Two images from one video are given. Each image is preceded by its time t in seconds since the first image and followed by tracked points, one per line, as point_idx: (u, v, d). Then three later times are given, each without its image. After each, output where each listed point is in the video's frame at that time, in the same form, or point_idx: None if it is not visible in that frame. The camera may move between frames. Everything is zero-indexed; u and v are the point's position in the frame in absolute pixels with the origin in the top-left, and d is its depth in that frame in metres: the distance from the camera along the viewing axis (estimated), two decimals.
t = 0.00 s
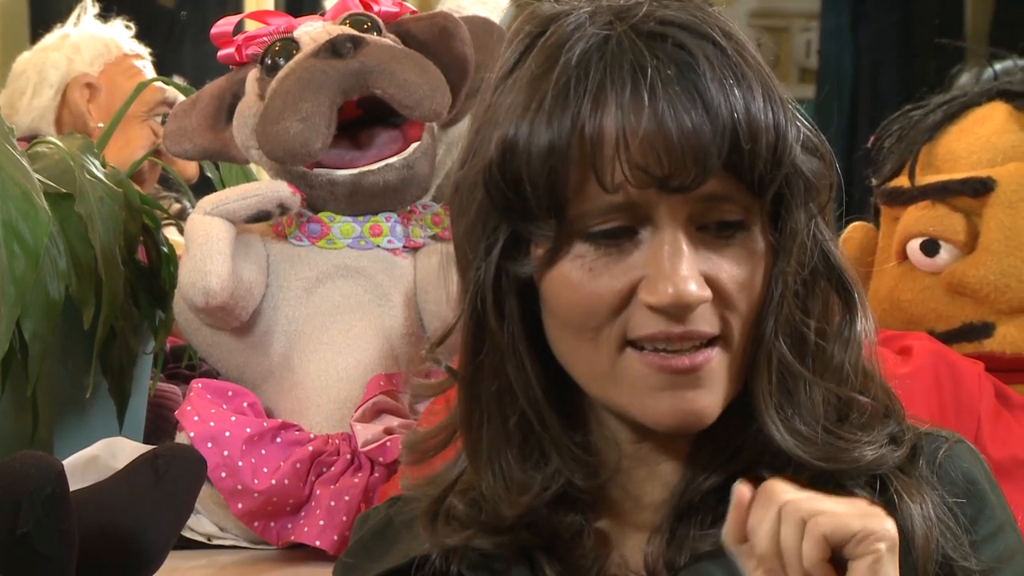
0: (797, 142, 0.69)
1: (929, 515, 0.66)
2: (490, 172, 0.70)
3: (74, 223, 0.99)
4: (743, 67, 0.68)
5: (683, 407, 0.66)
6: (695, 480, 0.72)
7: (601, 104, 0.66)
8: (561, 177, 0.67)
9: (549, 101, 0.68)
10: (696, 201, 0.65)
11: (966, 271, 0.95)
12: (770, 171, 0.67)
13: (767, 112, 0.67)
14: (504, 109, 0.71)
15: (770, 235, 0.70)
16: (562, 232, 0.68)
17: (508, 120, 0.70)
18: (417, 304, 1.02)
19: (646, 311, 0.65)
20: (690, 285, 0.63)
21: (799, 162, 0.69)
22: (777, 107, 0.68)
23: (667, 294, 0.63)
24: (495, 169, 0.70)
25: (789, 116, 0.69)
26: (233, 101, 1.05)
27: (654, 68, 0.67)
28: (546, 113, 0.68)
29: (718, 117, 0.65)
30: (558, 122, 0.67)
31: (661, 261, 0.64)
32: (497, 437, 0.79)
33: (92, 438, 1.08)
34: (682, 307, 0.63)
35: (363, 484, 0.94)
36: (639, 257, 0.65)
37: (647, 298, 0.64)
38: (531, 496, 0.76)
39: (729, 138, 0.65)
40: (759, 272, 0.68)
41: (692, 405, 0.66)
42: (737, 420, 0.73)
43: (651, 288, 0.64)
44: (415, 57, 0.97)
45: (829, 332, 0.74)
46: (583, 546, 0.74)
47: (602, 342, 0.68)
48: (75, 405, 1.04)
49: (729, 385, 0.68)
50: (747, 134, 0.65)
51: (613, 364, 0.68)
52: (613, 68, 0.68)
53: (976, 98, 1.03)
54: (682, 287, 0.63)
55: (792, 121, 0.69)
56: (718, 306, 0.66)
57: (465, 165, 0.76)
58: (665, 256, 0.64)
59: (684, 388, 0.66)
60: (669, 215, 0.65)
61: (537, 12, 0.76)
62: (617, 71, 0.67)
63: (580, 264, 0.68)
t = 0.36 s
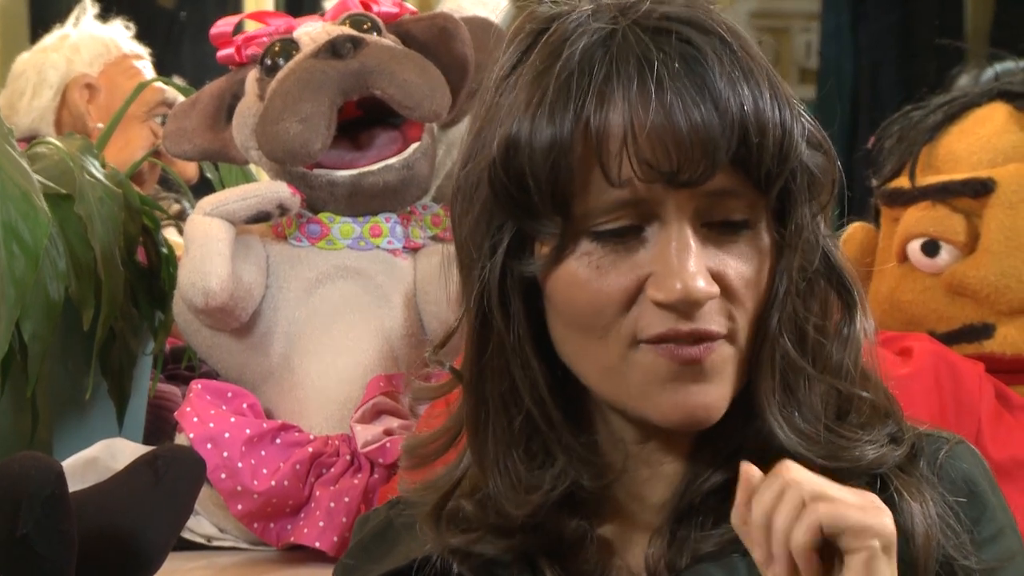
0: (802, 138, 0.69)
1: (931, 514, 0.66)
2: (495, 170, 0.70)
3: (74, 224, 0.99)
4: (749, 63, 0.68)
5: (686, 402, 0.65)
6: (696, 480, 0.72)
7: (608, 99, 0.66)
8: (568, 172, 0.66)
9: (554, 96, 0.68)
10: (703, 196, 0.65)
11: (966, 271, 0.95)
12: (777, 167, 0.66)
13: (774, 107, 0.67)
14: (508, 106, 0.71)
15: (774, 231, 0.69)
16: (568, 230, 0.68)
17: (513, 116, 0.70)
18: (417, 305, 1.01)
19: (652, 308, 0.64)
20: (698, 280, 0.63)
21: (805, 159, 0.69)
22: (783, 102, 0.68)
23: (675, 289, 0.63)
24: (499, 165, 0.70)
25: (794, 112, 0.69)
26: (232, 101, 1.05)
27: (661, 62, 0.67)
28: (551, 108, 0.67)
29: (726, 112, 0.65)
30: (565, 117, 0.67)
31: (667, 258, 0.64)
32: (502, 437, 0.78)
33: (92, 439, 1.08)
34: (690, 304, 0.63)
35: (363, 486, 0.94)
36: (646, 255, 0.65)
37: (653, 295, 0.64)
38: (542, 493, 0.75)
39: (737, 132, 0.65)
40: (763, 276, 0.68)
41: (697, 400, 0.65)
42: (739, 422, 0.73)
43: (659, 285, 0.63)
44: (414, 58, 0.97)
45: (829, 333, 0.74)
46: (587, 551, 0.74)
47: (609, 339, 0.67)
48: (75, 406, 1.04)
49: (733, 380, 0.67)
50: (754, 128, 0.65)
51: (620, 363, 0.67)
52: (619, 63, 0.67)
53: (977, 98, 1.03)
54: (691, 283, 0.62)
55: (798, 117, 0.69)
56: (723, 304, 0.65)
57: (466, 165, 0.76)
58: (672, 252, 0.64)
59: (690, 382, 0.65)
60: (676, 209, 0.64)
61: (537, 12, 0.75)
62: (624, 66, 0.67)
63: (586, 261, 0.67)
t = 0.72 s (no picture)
0: (798, 145, 0.69)
1: (929, 515, 0.66)
2: (492, 174, 0.70)
3: (73, 226, 0.99)
4: (745, 69, 0.68)
5: (684, 406, 0.65)
6: (694, 484, 0.72)
7: (603, 104, 0.66)
8: (563, 176, 0.67)
9: (550, 101, 0.68)
10: (698, 201, 0.65)
11: (966, 274, 0.95)
12: (772, 173, 0.66)
13: (770, 114, 0.67)
14: (505, 109, 0.71)
15: (769, 237, 0.69)
16: (563, 233, 0.68)
17: (509, 120, 0.70)
18: (416, 308, 1.02)
19: (648, 311, 0.64)
20: (695, 284, 0.62)
21: (800, 165, 0.69)
22: (779, 109, 0.68)
23: (671, 293, 0.63)
24: (496, 168, 0.70)
25: (790, 119, 0.69)
26: (232, 104, 1.05)
27: (656, 68, 0.67)
28: (547, 113, 0.68)
29: (721, 119, 0.65)
30: (560, 123, 0.67)
31: (664, 261, 0.64)
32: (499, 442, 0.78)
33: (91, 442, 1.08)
34: (686, 306, 0.63)
35: (362, 488, 0.94)
36: (642, 258, 0.65)
37: (649, 298, 0.64)
38: (530, 496, 0.75)
39: (732, 139, 0.65)
40: (760, 280, 0.68)
41: (695, 405, 0.65)
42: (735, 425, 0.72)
43: (655, 288, 0.64)
44: (414, 60, 0.96)
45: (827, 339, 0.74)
46: (584, 554, 0.74)
47: (603, 342, 0.67)
48: (74, 409, 1.04)
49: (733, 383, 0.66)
50: (749, 134, 0.65)
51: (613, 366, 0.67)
52: (615, 68, 0.67)
53: (976, 101, 1.03)
54: (686, 286, 0.62)
55: (793, 124, 0.69)
56: (720, 306, 0.66)
57: (464, 168, 0.76)
58: (668, 256, 0.64)
59: (687, 388, 0.65)
60: (671, 214, 0.64)
61: (534, 16, 0.75)
62: (619, 71, 0.67)
63: (580, 263, 0.68)
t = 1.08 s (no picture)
0: (810, 154, 0.68)
1: (921, 515, 0.66)
2: (504, 173, 0.69)
3: (72, 231, 0.99)
4: (761, 77, 0.67)
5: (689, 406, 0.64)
6: (692, 488, 0.71)
7: (622, 105, 0.65)
8: (579, 176, 0.65)
9: (566, 100, 0.67)
10: (711, 204, 0.64)
11: (965, 279, 0.95)
12: (786, 179, 0.66)
13: (786, 122, 0.66)
14: (517, 110, 0.70)
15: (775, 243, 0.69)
16: (573, 233, 0.67)
17: (522, 120, 0.69)
18: (416, 312, 1.02)
19: (657, 314, 0.63)
20: (704, 287, 0.62)
21: (811, 173, 0.69)
22: (794, 118, 0.67)
23: (681, 296, 0.62)
24: (508, 166, 0.69)
25: (803, 128, 0.68)
26: (230, 109, 1.05)
27: (675, 71, 0.66)
28: (564, 113, 0.66)
29: (739, 125, 0.64)
30: (577, 123, 0.66)
31: (674, 263, 0.63)
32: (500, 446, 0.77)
33: (91, 447, 1.08)
34: (696, 309, 0.62)
35: (361, 493, 0.94)
36: (653, 258, 0.64)
37: (659, 301, 0.63)
38: (541, 499, 0.74)
39: (750, 145, 0.64)
40: (766, 285, 0.68)
41: (699, 408, 0.63)
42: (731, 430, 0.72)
43: (664, 291, 0.63)
44: (412, 65, 0.97)
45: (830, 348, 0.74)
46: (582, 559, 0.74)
47: (609, 345, 0.66)
48: (73, 414, 1.04)
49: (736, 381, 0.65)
50: (767, 141, 0.65)
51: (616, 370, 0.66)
52: (632, 70, 0.66)
53: (974, 106, 1.03)
54: (697, 290, 0.61)
55: (805, 133, 0.69)
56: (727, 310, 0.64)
57: (467, 172, 0.75)
58: (679, 259, 0.63)
59: (693, 386, 0.64)
60: (684, 215, 0.64)
61: (542, 20, 0.74)
62: (637, 73, 0.66)
63: (590, 264, 0.66)
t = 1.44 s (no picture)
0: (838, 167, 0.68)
1: (913, 515, 0.65)
2: (541, 175, 0.66)
3: (72, 234, 0.99)
4: (797, 87, 0.67)
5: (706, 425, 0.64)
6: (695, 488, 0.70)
7: (673, 111, 0.63)
8: (627, 182, 0.63)
9: (615, 102, 0.65)
10: (746, 212, 0.64)
11: (965, 282, 0.95)
12: (821, 189, 0.66)
13: (823, 134, 0.66)
14: (552, 112, 0.68)
15: (793, 256, 0.68)
16: (607, 238, 0.65)
17: (562, 122, 0.66)
18: (416, 315, 1.02)
19: (687, 324, 0.63)
20: (735, 296, 0.61)
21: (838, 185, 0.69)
22: (826, 130, 0.68)
23: (714, 304, 0.61)
24: (547, 167, 0.66)
25: (831, 140, 0.68)
26: (231, 112, 1.05)
27: (722, 78, 0.65)
28: (612, 116, 0.64)
29: (784, 132, 0.64)
30: (626, 127, 0.64)
31: (706, 271, 0.62)
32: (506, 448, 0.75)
33: (91, 450, 1.08)
34: (726, 317, 0.61)
35: (361, 497, 0.93)
36: (686, 266, 0.63)
37: (691, 310, 0.62)
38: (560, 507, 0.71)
39: (794, 155, 0.64)
40: (783, 295, 0.67)
41: (711, 426, 0.64)
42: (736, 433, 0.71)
43: (696, 300, 0.62)
44: (413, 69, 0.97)
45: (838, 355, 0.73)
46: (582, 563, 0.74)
47: (633, 354, 0.65)
48: (73, 417, 1.04)
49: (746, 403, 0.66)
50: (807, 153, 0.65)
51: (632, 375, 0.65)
52: (678, 75, 0.65)
53: (975, 109, 1.03)
54: (728, 298, 0.61)
55: (833, 146, 0.69)
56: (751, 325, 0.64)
57: (485, 177, 0.73)
58: (710, 267, 0.62)
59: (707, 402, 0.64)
60: (724, 223, 0.63)
61: (558, 22, 0.73)
62: (686, 78, 0.65)
63: (620, 271, 0.65)
